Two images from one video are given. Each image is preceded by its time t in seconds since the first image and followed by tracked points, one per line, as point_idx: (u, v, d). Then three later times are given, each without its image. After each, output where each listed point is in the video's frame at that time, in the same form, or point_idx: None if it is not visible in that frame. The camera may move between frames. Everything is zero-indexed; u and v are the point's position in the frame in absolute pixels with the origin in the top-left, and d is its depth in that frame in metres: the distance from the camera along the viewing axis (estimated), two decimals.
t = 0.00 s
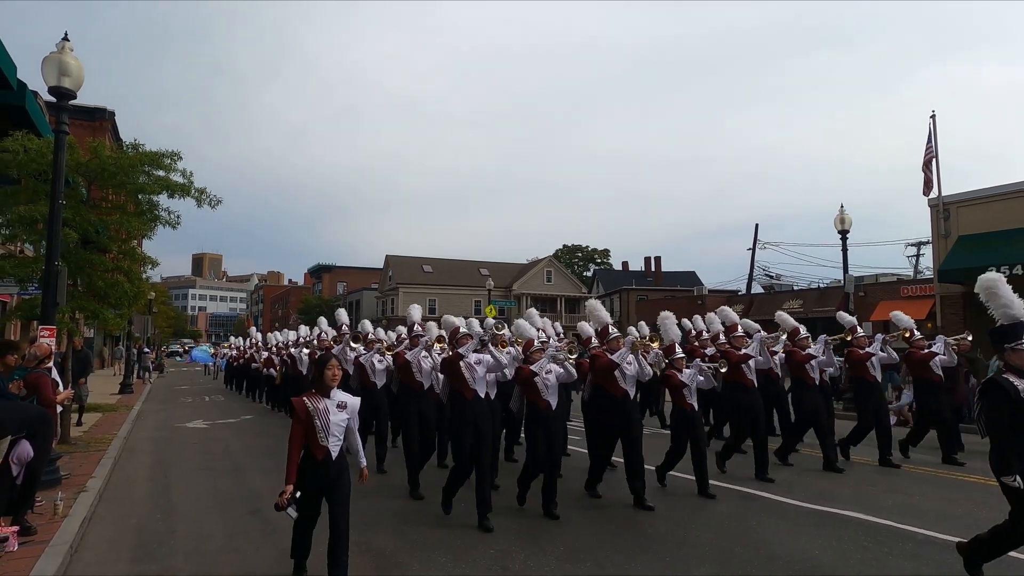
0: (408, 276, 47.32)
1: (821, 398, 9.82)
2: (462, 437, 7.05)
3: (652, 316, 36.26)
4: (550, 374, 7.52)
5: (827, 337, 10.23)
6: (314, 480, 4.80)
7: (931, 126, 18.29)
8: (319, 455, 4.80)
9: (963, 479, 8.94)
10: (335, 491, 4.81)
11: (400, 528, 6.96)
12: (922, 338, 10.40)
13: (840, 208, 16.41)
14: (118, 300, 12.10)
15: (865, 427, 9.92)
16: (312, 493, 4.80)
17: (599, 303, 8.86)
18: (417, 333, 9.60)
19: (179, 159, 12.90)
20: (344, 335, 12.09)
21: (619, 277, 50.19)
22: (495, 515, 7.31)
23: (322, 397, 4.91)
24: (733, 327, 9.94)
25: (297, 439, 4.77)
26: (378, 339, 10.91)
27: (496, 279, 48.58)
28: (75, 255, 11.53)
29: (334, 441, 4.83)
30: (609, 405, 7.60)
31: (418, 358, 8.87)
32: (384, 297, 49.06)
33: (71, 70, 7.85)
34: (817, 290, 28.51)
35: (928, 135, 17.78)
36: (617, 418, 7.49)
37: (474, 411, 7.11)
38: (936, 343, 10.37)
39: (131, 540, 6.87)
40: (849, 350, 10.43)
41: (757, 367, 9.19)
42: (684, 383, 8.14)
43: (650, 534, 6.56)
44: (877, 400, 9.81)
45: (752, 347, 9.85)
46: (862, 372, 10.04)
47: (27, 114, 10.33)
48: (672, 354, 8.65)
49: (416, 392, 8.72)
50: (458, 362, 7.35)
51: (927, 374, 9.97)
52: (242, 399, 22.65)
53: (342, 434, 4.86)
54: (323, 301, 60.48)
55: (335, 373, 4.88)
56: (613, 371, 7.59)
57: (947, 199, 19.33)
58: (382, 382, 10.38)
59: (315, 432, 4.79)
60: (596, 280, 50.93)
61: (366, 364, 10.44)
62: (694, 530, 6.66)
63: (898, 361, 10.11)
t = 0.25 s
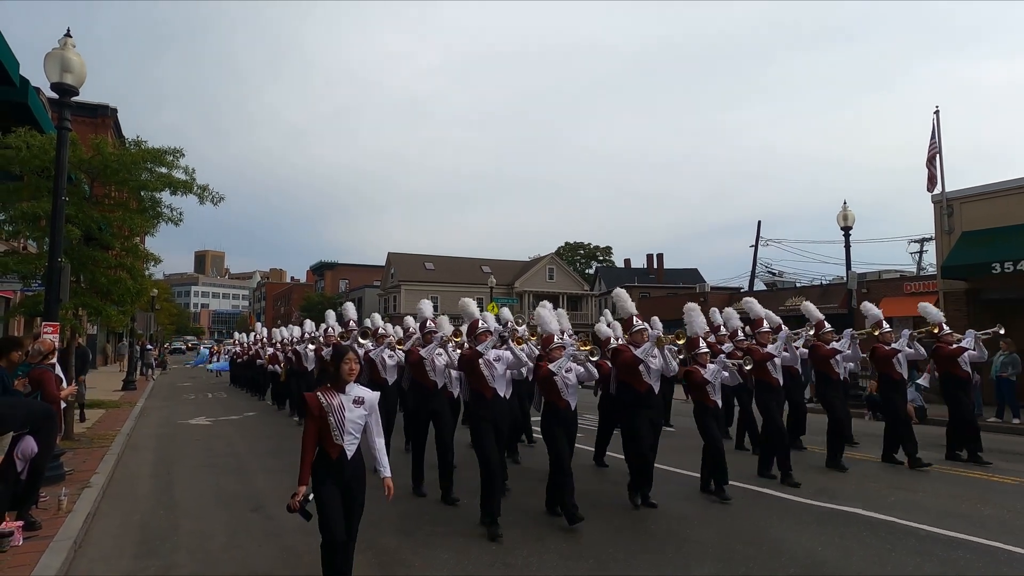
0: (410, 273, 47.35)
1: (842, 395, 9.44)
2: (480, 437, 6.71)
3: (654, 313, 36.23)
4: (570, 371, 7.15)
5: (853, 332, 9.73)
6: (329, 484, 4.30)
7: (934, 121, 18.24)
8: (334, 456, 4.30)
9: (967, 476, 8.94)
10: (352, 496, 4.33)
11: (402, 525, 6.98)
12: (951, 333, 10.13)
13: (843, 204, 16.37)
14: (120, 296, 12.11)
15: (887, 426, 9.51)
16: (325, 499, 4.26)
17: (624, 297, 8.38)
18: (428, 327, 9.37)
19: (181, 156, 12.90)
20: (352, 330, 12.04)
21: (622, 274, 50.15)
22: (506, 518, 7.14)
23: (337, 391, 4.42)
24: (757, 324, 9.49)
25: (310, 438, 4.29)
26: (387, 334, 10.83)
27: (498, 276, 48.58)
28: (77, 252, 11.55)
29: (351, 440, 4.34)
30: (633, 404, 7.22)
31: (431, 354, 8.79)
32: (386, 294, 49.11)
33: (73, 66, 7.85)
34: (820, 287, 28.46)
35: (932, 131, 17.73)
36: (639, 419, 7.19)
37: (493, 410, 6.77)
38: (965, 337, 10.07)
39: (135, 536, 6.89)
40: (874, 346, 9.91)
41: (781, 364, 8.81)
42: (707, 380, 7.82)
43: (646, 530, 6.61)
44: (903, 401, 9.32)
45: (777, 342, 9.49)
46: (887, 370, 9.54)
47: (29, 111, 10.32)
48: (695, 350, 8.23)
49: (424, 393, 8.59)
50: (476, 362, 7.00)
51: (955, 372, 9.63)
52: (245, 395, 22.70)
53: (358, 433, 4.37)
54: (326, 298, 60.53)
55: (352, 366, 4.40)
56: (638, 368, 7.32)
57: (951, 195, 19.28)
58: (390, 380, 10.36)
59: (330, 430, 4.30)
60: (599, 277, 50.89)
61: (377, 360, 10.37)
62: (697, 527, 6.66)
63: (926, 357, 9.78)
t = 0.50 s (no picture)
0: (412, 271, 47.36)
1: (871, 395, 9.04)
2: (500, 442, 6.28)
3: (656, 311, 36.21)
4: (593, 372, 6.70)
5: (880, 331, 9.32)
6: (341, 499, 3.92)
7: (938, 118, 18.20)
8: (347, 469, 3.91)
9: (974, 474, 8.90)
10: (366, 511, 3.96)
11: (404, 522, 7.00)
12: (981, 331, 9.93)
13: (846, 201, 16.34)
14: (124, 294, 12.13)
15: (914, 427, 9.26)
16: (338, 517, 3.88)
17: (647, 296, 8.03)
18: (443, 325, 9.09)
19: (183, 154, 12.91)
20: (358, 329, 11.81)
21: (624, 272, 50.12)
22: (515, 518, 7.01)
23: (350, 400, 4.01)
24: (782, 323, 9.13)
25: (321, 451, 3.90)
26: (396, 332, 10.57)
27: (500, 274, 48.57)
28: (81, 249, 11.57)
29: (365, 452, 3.95)
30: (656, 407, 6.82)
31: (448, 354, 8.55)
32: (389, 292, 49.14)
33: (76, 63, 7.85)
34: (823, 284, 28.40)
35: (936, 127, 17.69)
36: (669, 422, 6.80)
37: (513, 415, 6.43)
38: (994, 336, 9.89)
39: (138, 533, 6.90)
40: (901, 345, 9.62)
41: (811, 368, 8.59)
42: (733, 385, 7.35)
43: (647, 527, 6.60)
44: (935, 400, 9.10)
45: (805, 342, 9.31)
46: (916, 369, 9.31)
47: (32, 108, 10.33)
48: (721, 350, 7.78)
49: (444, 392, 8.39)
50: (495, 362, 6.62)
51: (987, 371, 9.43)
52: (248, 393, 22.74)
53: (374, 445, 3.98)
54: (329, 296, 60.56)
55: (367, 373, 3.98)
56: (664, 372, 7.00)
57: (955, 192, 19.25)
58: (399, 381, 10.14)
59: (343, 442, 3.91)
60: (601, 275, 50.86)
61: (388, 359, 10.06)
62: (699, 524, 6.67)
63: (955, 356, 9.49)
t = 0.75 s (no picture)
0: (413, 270, 47.36)
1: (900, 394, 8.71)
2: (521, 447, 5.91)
3: (657, 310, 36.19)
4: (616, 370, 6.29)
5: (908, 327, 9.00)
6: (352, 505, 3.61)
7: (939, 116, 18.18)
8: (360, 474, 3.65)
9: (976, 472, 8.89)
10: (379, 518, 3.67)
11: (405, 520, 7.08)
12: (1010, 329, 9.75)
13: (847, 200, 16.33)
14: (124, 293, 12.14)
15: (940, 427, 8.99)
16: (350, 527, 3.58)
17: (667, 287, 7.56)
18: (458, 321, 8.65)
19: (184, 152, 12.91)
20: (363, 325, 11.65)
21: (624, 271, 50.11)
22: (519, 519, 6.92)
23: (363, 397, 3.78)
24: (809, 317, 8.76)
25: (332, 453, 3.63)
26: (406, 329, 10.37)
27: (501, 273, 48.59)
28: (81, 248, 11.57)
29: (380, 454, 3.70)
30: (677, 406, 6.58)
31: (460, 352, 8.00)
32: (389, 292, 49.16)
33: (77, 61, 7.85)
34: (824, 283, 28.38)
35: (937, 126, 17.68)
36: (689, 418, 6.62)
37: (536, 418, 5.97)
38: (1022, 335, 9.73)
39: (140, 531, 6.90)
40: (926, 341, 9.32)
41: (839, 364, 8.26)
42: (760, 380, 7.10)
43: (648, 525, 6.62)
44: (964, 399, 8.74)
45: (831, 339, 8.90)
46: (941, 367, 8.98)
47: (33, 107, 10.34)
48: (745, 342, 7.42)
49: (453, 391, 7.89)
50: (516, 361, 6.17)
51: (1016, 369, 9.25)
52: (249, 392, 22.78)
53: (388, 447, 3.74)
54: (329, 295, 60.56)
55: (382, 367, 3.76)
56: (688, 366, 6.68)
57: (956, 190, 19.23)
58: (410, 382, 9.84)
59: (356, 444, 3.66)
60: (602, 274, 50.86)
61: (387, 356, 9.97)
62: (700, 523, 6.66)
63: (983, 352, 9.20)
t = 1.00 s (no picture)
0: (413, 270, 47.38)
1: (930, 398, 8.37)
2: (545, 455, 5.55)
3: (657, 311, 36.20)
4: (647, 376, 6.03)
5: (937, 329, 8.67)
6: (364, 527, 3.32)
7: (939, 116, 18.18)
8: (376, 496, 3.31)
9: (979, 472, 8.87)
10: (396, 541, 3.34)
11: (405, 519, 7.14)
12: None
13: (847, 200, 16.33)
14: (124, 293, 12.14)
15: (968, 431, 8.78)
16: (369, 550, 3.30)
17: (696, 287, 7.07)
18: (473, 323, 8.23)
19: (184, 153, 12.91)
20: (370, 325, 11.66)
21: (625, 271, 50.12)
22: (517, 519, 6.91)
23: (379, 412, 3.40)
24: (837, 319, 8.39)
25: (345, 473, 3.27)
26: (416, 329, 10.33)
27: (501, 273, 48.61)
28: (81, 248, 11.57)
29: (397, 476, 3.35)
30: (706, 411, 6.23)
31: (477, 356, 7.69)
32: (389, 292, 49.19)
33: (77, 62, 7.85)
34: (824, 283, 28.39)
35: (937, 126, 17.68)
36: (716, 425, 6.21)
37: (565, 429, 5.58)
38: None
39: (139, 531, 6.91)
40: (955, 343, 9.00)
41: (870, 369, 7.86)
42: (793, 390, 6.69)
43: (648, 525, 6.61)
44: (994, 403, 8.51)
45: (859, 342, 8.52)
46: (972, 370, 8.70)
47: (32, 107, 10.34)
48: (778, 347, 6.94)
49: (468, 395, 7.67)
50: (541, 364, 5.87)
51: None
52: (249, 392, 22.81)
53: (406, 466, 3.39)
54: (329, 295, 60.60)
55: (399, 382, 3.37)
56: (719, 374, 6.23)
57: (956, 190, 19.23)
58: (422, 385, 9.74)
59: (371, 465, 3.30)
60: (602, 274, 50.88)
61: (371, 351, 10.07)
62: (700, 523, 6.66)
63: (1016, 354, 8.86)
